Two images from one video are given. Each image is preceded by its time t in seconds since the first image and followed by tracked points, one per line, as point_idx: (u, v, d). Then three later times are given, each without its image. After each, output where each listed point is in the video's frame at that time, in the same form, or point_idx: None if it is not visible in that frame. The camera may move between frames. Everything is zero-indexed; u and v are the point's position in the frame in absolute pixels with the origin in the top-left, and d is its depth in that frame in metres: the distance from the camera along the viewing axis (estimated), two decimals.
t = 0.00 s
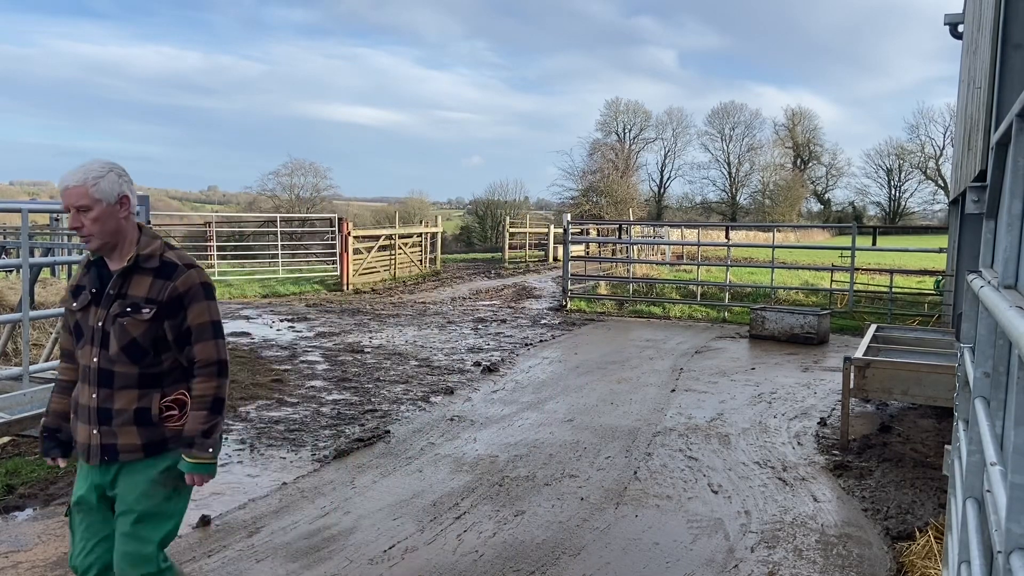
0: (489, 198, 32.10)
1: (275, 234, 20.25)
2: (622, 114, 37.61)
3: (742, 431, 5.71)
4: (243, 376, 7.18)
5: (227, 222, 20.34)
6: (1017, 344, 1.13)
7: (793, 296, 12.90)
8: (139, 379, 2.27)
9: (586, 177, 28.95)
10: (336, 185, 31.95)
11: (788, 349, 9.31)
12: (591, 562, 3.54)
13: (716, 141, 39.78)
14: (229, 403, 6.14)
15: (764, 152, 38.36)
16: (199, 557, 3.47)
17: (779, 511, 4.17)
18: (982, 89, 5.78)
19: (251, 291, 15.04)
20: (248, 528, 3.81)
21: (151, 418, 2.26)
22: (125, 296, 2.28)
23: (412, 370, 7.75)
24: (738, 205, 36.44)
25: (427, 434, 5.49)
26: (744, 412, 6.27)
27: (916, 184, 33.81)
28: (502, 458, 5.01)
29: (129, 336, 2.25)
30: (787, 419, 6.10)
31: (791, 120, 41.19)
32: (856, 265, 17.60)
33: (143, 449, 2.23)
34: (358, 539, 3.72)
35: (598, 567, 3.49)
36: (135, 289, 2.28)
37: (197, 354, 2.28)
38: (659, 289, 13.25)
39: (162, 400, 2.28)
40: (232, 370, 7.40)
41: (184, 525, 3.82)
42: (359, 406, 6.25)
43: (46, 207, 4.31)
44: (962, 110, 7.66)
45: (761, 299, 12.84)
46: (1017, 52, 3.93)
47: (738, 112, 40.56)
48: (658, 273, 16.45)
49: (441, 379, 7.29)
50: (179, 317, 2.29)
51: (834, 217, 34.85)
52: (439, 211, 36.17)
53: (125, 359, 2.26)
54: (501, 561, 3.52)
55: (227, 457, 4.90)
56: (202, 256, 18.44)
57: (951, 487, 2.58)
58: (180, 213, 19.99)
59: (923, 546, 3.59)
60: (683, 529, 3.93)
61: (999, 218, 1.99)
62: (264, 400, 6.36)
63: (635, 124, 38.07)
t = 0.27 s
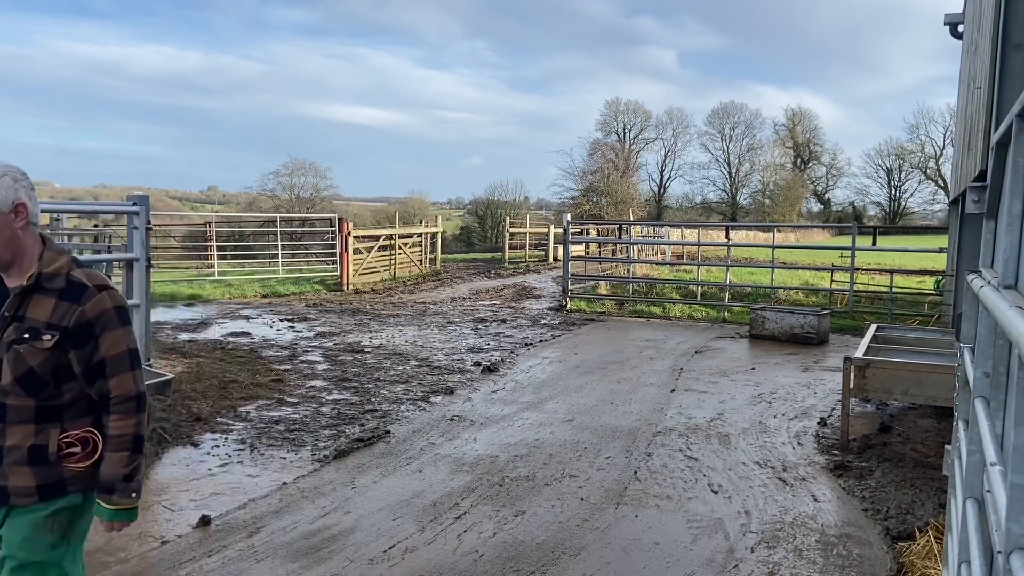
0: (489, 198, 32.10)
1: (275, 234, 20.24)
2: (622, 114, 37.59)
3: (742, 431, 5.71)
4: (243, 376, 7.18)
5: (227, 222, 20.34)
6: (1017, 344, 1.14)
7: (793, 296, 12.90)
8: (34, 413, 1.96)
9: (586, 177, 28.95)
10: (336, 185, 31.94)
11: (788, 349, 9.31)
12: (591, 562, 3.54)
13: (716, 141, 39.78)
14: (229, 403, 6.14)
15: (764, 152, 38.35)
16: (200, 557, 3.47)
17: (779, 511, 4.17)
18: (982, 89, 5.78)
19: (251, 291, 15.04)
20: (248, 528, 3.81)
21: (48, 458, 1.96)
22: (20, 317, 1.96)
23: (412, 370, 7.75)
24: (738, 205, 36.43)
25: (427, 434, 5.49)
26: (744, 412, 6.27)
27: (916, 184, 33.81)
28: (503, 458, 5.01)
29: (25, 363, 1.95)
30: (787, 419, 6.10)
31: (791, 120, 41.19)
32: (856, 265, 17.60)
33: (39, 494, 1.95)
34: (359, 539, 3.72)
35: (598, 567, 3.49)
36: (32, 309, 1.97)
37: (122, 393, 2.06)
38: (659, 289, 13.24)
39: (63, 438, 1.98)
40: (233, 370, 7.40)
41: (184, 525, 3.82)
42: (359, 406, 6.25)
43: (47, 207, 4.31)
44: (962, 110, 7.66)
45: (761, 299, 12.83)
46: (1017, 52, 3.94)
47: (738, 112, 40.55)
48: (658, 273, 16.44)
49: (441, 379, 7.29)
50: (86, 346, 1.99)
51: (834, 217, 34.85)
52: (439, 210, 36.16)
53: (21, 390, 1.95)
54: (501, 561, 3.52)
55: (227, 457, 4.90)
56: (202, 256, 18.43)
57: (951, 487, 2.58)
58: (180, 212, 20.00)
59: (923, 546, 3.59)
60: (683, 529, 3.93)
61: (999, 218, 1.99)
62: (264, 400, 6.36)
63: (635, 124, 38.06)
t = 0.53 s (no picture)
0: (489, 198, 32.10)
1: (275, 234, 20.24)
2: (622, 114, 37.59)
3: (742, 431, 5.71)
4: (244, 376, 7.18)
5: (227, 222, 20.34)
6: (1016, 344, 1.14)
7: (793, 296, 12.89)
8: None
9: (586, 176, 28.94)
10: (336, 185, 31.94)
11: (788, 349, 9.31)
12: (591, 562, 3.54)
13: (716, 141, 39.77)
14: (229, 403, 6.14)
15: (764, 151, 38.34)
16: (199, 557, 3.47)
17: (779, 511, 4.17)
18: (982, 89, 5.78)
19: (251, 291, 15.04)
20: (248, 528, 3.81)
21: None
22: None
23: (412, 370, 7.75)
24: (738, 205, 36.42)
25: (427, 434, 5.49)
26: (744, 412, 6.27)
27: (916, 184, 33.80)
28: (503, 458, 5.01)
29: None
30: (788, 419, 6.10)
31: (791, 120, 41.19)
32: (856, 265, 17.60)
33: None
34: (359, 539, 3.72)
35: (598, 567, 3.49)
36: None
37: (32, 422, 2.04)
38: (659, 289, 13.24)
39: None
40: (233, 370, 7.40)
41: (184, 525, 3.82)
42: (359, 406, 6.25)
43: (47, 207, 4.31)
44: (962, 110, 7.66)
45: (761, 299, 12.83)
46: (1017, 52, 3.94)
47: (738, 111, 40.54)
48: (658, 272, 16.44)
49: (441, 379, 7.28)
50: None
51: (834, 217, 34.84)
52: (439, 210, 36.15)
53: None
54: (501, 562, 3.52)
55: (227, 457, 4.90)
56: (202, 256, 18.43)
57: (951, 487, 2.58)
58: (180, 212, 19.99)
59: (924, 546, 3.59)
60: (683, 529, 3.93)
61: (999, 218, 1.99)
62: (264, 400, 6.36)
63: (635, 124, 38.05)
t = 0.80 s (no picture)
0: (489, 198, 32.10)
1: (275, 234, 20.25)
2: (622, 114, 37.60)
3: (742, 431, 5.71)
4: (244, 376, 7.18)
5: (227, 222, 20.35)
6: (1017, 345, 1.13)
7: (793, 297, 12.90)
8: None
9: (586, 177, 28.95)
10: (336, 186, 31.95)
11: (788, 349, 9.32)
12: (591, 562, 3.54)
13: (716, 141, 39.78)
14: (230, 403, 6.14)
15: (764, 152, 38.35)
16: (200, 557, 3.47)
17: (778, 511, 4.18)
18: (982, 89, 5.78)
19: (251, 291, 15.05)
20: (248, 528, 3.81)
21: None
22: None
23: (412, 370, 7.76)
24: (738, 205, 36.42)
25: (427, 435, 5.49)
26: (744, 412, 6.27)
27: (916, 184, 33.81)
28: (503, 458, 5.01)
29: None
30: (787, 419, 6.10)
31: (791, 120, 41.21)
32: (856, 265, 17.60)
33: None
34: (359, 539, 3.73)
35: (598, 567, 3.49)
36: None
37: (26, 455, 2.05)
38: (659, 289, 13.25)
39: None
40: (233, 370, 7.41)
41: (185, 525, 3.83)
42: (359, 406, 6.25)
43: (47, 207, 4.31)
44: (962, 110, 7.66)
45: (761, 300, 12.83)
46: (1017, 52, 3.94)
47: (738, 112, 40.54)
48: (658, 273, 16.44)
49: (441, 379, 7.29)
50: None
51: (834, 218, 34.86)
52: (439, 210, 36.14)
53: None
54: (501, 561, 3.52)
55: (227, 457, 4.90)
56: (202, 256, 18.44)
57: (950, 487, 2.58)
58: (180, 213, 20.00)
59: (923, 546, 3.59)
60: (683, 529, 3.93)
61: (999, 218, 2.00)
62: (264, 400, 6.36)
63: (635, 125, 38.05)
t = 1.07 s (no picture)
0: (489, 198, 32.09)
1: (275, 234, 20.24)
2: (622, 114, 37.59)
3: (742, 431, 5.71)
4: (243, 376, 7.18)
5: (227, 222, 20.35)
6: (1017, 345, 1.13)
7: (793, 297, 12.90)
8: None
9: (586, 177, 28.95)
10: (336, 186, 31.95)
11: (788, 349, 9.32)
12: (591, 562, 3.54)
13: (716, 141, 39.76)
14: (230, 403, 6.14)
15: (764, 152, 38.34)
16: (200, 557, 3.47)
17: (779, 511, 4.18)
18: (982, 89, 5.78)
19: (251, 291, 15.05)
20: (247, 528, 3.81)
21: None
22: None
23: (412, 370, 7.76)
24: (738, 205, 36.42)
25: (427, 435, 5.49)
26: (744, 412, 6.27)
27: (917, 184, 33.82)
28: (503, 458, 5.01)
29: None
30: (787, 419, 6.10)
31: (791, 120, 41.20)
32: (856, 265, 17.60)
33: None
34: (359, 539, 3.73)
35: (598, 567, 3.49)
36: None
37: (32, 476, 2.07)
38: (659, 289, 13.24)
39: None
40: (233, 370, 7.40)
41: (184, 525, 3.83)
42: (359, 406, 6.25)
43: (46, 207, 4.30)
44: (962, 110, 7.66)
45: (761, 299, 12.82)
46: (1017, 52, 3.94)
47: (738, 112, 40.54)
48: (658, 273, 16.44)
49: (441, 379, 7.29)
50: None
51: (834, 218, 34.87)
52: (439, 210, 36.11)
53: None
54: (501, 561, 3.52)
55: (227, 457, 4.90)
56: (202, 256, 18.43)
57: (950, 487, 2.58)
58: (180, 213, 20.00)
59: (923, 546, 3.59)
60: (683, 529, 3.93)
61: (999, 218, 2.00)
62: (264, 400, 6.36)
63: (635, 124, 38.05)
